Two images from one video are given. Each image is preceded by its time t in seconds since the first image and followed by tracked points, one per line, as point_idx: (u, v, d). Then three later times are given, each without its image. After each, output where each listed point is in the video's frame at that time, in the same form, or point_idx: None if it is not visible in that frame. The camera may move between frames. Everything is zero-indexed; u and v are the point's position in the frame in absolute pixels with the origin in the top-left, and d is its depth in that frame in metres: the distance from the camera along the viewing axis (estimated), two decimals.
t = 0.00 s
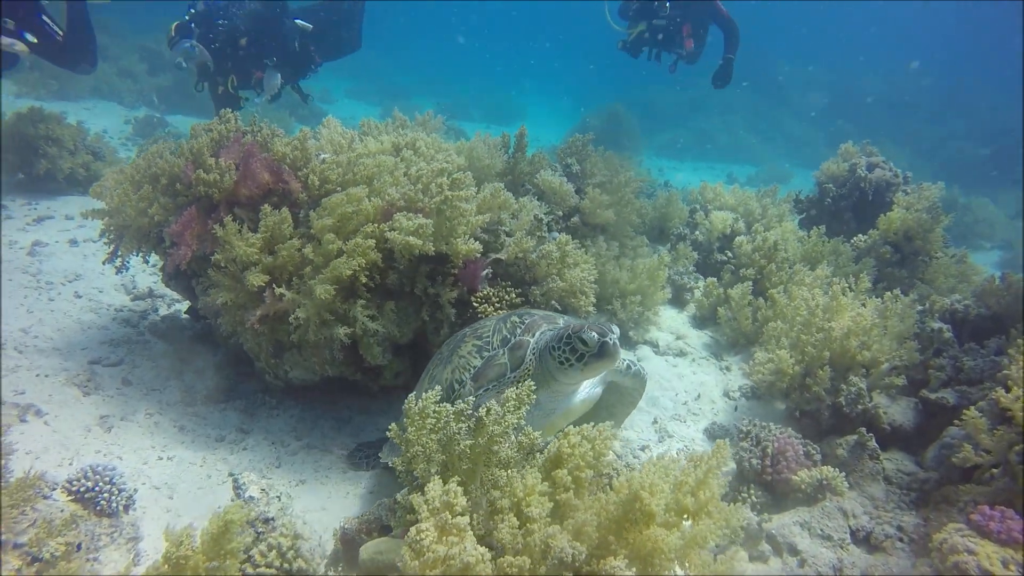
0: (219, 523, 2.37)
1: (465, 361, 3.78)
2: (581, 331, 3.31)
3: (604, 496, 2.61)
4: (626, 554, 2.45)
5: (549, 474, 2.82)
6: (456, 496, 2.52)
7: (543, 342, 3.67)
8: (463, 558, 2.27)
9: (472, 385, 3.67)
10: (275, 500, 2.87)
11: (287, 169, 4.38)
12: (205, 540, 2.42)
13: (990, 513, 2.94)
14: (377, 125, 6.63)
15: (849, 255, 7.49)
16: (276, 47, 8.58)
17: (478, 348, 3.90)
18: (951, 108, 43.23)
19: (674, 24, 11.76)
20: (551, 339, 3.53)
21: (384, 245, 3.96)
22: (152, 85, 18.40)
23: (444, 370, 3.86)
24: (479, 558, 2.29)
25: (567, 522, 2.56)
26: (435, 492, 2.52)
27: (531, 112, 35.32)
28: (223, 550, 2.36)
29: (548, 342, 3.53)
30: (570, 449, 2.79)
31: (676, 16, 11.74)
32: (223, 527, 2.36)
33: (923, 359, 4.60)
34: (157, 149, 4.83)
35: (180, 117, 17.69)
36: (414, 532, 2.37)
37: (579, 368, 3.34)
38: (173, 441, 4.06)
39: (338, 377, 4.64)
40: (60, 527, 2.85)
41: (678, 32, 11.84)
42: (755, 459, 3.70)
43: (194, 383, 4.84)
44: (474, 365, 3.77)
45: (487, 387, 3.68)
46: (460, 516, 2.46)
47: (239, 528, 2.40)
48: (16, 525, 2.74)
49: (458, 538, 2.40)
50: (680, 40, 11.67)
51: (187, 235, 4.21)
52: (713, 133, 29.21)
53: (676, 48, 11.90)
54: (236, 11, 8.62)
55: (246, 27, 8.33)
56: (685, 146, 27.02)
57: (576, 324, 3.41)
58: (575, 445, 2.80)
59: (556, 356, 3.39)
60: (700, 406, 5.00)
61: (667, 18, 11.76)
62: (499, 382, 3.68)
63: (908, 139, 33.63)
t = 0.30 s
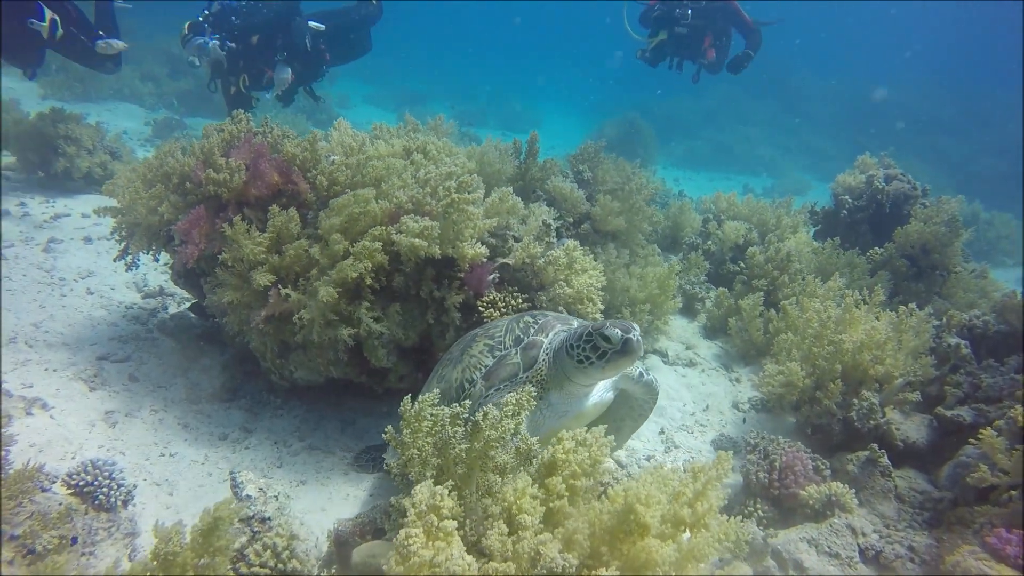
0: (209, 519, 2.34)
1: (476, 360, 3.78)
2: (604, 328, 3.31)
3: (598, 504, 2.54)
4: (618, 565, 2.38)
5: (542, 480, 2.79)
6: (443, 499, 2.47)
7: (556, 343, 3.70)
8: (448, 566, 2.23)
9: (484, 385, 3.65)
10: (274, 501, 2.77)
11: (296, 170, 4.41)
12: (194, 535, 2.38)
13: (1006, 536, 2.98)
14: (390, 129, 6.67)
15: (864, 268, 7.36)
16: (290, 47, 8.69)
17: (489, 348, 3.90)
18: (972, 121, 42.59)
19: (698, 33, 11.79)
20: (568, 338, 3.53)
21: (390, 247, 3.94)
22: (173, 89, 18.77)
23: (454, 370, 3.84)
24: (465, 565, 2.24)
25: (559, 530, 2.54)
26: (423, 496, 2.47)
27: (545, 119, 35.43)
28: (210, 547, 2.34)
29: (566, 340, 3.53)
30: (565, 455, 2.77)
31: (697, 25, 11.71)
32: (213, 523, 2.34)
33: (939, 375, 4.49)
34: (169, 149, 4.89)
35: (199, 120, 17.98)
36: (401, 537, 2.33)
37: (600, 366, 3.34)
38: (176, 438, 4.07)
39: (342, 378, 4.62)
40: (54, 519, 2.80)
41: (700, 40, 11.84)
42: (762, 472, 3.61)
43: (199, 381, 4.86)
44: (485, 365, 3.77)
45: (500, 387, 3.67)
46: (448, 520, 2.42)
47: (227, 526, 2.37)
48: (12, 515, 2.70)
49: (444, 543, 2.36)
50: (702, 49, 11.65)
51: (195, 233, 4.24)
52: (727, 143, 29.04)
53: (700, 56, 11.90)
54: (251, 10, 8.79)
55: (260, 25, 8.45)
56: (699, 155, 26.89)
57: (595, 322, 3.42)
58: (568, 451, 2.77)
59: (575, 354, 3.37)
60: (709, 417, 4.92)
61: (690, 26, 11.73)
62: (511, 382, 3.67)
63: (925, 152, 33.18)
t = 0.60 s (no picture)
0: (197, 506, 2.37)
1: (481, 348, 3.79)
2: (619, 316, 3.26)
3: (587, 496, 2.48)
4: (603, 556, 2.32)
5: (531, 471, 2.76)
6: (432, 492, 2.46)
7: (564, 333, 3.69)
8: (428, 560, 2.19)
9: (489, 373, 3.67)
10: (269, 489, 2.77)
11: (297, 159, 4.38)
12: (182, 522, 2.40)
13: (1010, 534, 2.89)
14: (393, 119, 6.61)
15: (873, 261, 7.26)
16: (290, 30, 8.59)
17: (496, 336, 3.91)
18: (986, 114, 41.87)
19: (713, 24, 11.61)
20: (579, 327, 3.48)
21: (391, 238, 3.90)
22: (181, 80, 18.78)
23: (459, 357, 3.82)
24: (445, 561, 2.21)
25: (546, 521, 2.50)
26: (412, 486, 2.45)
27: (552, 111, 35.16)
28: (197, 533, 2.35)
29: (577, 329, 3.49)
30: (554, 446, 2.74)
31: (713, 15, 11.52)
32: (201, 509, 2.36)
33: (947, 370, 4.42)
34: (171, 137, 4.86)
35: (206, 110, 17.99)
36: (385, 527, 2.29)
37: (614, 355, 3.30)
38: (176, 427, 4.07)
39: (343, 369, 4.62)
40: (48, 506, 2.82)
41: (717, 30, 11.65)
42: (764, 466, 3.57)
43: (201, 371, 4.86)
44: (491, 353, 3.77)
45: (506, 375, 3.67)
46: (434, 512, 2.41)
47: (215, 513, 2.39)
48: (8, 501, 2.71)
49: (428, 534, 2.35)
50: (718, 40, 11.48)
51: (194, 222, 4.21)
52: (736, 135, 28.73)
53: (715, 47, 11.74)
54: None
55: (259, 9, 8.34)
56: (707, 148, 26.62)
57: (609, 311, 3.38)
58: (557, 441, 2.75)
59: (588, 343, 3.34)
60: (711, 410, 4.88)
61: (705, 16, 11.54)
62: (517, 370, 3.68)
63: (937, 144, 32.66)
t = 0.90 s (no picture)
0: (169, 511, 2.38)
1: (474, 349, 3.75)
2: (620, 320, 3.38)
3: (558, 494, 2.43)
4: (575, 556, 2.32)
5: (502, 469, 2.69)
6: (398, 491, 2.45)
7: (559, 336, 3.74)
8: (386, 555, 2.15)
9: (482, 374, 3.63)
10: (253, 495, 2.70)
11: (284, 162, 4.37)
12: (155, 528, 2.40)
13: (996, 527, 2.88)
14: (385, 122, 6.61)
15: (867, 259, 7.25)
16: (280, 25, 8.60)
17: (488, 337, 3.87)
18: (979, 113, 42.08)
19: (711, 26, 11.70)
20: (576, 330, 3.56)
21: (377, 240, 3.88)
22: (177, 87, 18.79)
23: (450, 358, 3.79)
24: (403, 553, 2.17)
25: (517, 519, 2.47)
26: (378, 485, 2.43)
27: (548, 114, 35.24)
28: (169, 539, 2.36)
29: (573, 332, 3.56)
30: (525, 443, 2.69)
31: (711, 17, 11.58)
32: (173, 515, 2.38)
33: (939, 367, 4.40)
34: (159, 141, 4.85)
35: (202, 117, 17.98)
36: (349, 529, 2.29)
37: (613, 360, 3.42)
38: (164, 434, 4.03)
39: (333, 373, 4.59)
40: (24, 515, 2.76)
41: (716, 33, 11.73)
42: (755, 466, 3.56)
43: (191, 377, 4.83)
44: (484, 354, 3.75)
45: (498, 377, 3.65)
46: (400, 512, 2.39)
47: (188, 517, 2.41)
48: None
49: (393, 535, 2.31)
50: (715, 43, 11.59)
51: (181, 226, 4.19)
52: (731, 137, 28.80)
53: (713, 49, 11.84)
54: None
55: (249, 10, 8.36)
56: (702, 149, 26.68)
57: (608, 316, 3.49)
58: (527, 437, 2.69)
59: (586, 347, 3.43)
60: (704, 410, 4.85)
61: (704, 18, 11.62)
62: (510, 372, 3.67)
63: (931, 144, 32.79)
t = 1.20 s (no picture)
0: (152, 504, 2.35)
1: (472, 348, 3.74)
2: (624, 325, 3.37)
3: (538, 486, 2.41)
4: (552, 548, 2.28)
5: (481, 461, 2.68)
6: (371, 480, 2.43)
7: (559, 337, 3.71)
8: (359, 541, 2.11)
9: (479, 372, 3.61)
10: (244, 492, 2.69)
11: (279, 162, 4.40)
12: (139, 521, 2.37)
13: (993, 524, 2.83)
14: (383, 124, 6.62)
15: (867, 258, 7.21)
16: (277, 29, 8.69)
17: (487, 335, 3.86)
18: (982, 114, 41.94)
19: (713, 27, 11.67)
20: (578, 333, 3.53)
21: (371, 239, 3.88)
22: (180, 92, 18.90)
23: (448, 355, 3.77)
24: (376, 539, 2.13)
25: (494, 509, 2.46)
26: (352, 474, 2.43)
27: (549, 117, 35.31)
28: (153, 533, 2.32)
29: (575, 334, 3.54)
30: (504, 434, 2.68)
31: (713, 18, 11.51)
32: (156, 508, 2.34)
33: (940, 366, 4.34)
34: (155, 143, 4.86)
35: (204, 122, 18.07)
36: (321, 519, 2.25)
37: (615, 364, 3.41)
38: (159, 434, 4.01)
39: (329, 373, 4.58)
40: (11, 511, 2.72)
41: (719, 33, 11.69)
42: (753, 465, 3.52)
43: (188, 378, 4.80)
44: (482, 353, 3.73)
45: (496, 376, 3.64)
46: (374, 501, 2.35)
47: (172, 511, 2.38)
48: None
49: (366, 524, 2.29)
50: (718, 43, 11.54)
51: (175, 226, 4.20)
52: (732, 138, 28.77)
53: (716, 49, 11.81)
54: None
55: (247, 13, 8.36)
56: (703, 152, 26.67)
57: (611, 320, 3.47)
58: (506, 428, 2.68)
59: (589, 351, 3.40)
60: (703, 411, 4.81)
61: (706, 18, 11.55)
62: (508, 371, 3.65)
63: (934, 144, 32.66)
